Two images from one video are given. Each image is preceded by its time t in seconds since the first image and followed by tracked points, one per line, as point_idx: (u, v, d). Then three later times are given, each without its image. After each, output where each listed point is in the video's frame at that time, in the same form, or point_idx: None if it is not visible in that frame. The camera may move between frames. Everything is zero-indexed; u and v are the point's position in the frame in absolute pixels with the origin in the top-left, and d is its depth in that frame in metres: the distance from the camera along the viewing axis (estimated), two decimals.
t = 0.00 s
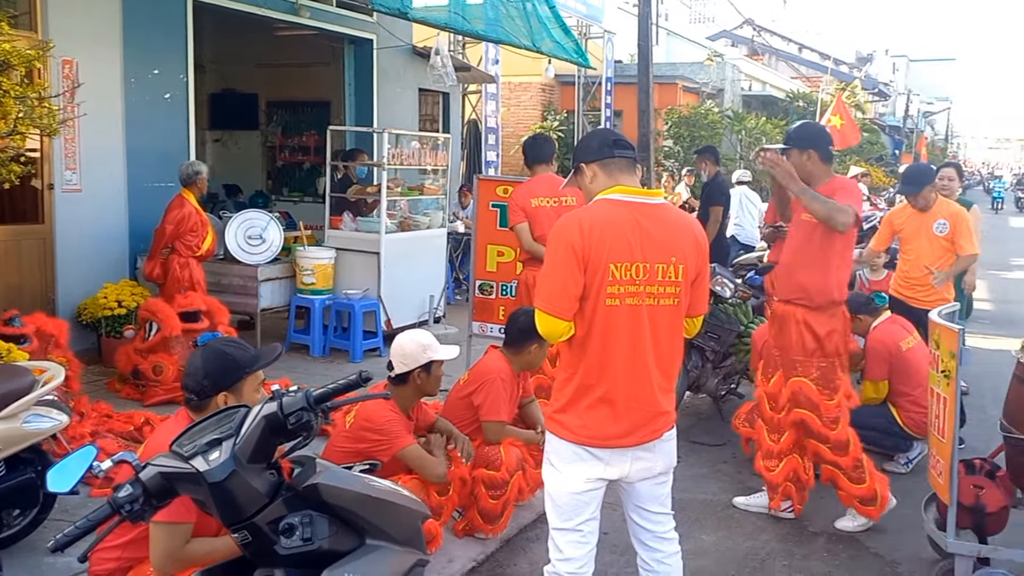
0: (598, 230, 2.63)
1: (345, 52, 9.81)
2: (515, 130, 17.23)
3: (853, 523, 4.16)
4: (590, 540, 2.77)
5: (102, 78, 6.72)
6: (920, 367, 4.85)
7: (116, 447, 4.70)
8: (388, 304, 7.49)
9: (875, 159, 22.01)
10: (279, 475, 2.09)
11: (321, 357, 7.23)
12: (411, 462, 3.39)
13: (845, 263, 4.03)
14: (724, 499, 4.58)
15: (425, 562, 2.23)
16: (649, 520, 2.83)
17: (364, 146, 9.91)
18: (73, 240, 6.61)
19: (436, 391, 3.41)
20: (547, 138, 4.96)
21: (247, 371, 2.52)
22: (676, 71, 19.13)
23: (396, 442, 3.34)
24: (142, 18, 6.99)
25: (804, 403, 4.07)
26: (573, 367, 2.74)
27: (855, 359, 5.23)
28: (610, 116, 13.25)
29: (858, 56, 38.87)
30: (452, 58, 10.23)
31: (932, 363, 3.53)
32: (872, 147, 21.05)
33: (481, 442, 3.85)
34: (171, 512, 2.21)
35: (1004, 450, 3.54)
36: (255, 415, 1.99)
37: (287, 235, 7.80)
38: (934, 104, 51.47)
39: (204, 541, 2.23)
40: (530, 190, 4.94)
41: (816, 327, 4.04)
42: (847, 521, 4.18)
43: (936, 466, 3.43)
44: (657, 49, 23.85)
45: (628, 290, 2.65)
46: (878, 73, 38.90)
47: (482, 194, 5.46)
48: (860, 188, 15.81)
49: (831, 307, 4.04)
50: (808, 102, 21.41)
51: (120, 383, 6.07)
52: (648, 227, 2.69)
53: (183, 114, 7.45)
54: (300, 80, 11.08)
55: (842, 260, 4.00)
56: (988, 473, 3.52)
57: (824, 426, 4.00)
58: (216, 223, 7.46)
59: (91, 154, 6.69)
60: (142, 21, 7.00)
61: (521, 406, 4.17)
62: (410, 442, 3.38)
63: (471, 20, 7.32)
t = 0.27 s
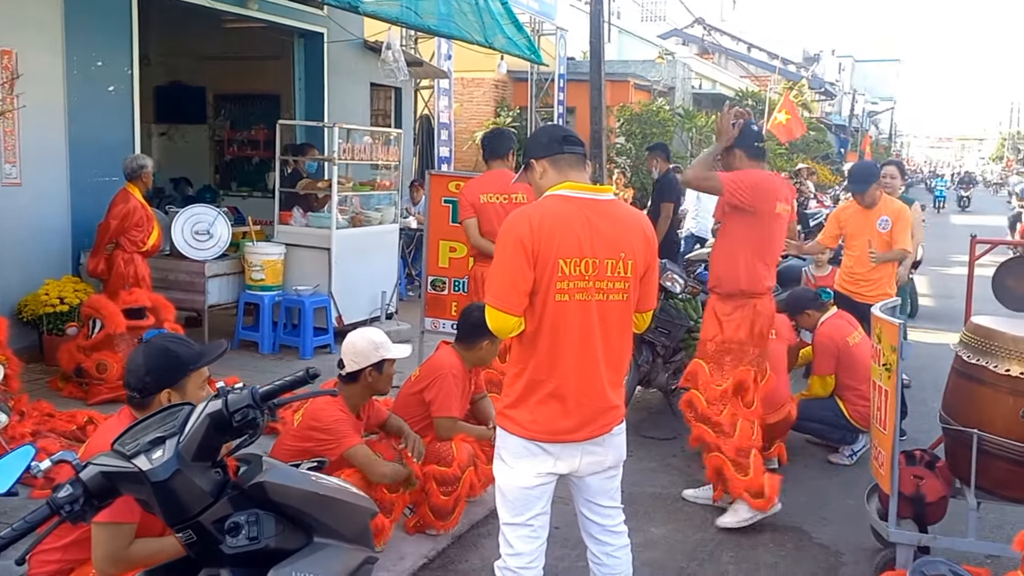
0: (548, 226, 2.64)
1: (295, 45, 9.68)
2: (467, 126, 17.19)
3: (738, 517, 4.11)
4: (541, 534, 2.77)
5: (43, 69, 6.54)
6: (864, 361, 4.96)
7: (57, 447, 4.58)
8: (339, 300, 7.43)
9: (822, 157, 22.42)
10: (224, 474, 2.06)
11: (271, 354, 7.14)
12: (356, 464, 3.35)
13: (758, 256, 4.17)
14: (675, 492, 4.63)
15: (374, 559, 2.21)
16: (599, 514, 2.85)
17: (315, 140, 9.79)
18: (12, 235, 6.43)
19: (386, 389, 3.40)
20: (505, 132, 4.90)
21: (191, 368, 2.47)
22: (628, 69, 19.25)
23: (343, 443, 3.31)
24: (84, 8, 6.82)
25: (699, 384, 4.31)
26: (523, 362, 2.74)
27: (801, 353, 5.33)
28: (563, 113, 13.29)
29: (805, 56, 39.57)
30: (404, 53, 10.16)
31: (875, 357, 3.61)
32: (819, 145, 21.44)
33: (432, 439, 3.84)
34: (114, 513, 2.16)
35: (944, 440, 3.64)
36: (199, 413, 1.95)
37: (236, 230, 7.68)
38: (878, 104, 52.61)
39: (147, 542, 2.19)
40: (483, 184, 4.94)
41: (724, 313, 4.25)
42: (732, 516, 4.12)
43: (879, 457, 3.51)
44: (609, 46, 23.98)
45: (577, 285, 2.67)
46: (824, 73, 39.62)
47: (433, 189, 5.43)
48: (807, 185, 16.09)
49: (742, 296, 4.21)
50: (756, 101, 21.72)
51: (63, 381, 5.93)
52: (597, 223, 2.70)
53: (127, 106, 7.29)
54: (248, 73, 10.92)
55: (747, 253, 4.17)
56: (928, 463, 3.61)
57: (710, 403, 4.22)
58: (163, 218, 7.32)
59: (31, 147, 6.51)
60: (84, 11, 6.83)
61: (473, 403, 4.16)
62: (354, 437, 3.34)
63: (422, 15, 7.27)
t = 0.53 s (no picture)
0: (518, 226, 2.64)
1: (265, 45, 9.61)
2: (440, 127, 17.16)
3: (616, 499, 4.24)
4: (512, 535, 2.77)
5: (7, 67, 6.44)
6: (832, 361, 5.02)
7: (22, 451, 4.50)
8: (310, 302, 7.38)
9: (791, 159, 22.65)
10: (191, 476, 2.02)
11: (241, 356, 7.07)
12: (327, 470, 3.33)
13: (701, 255, 4.10)
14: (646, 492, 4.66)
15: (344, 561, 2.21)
16: (570, 514, 2.86)
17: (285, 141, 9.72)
18: None
19: (353, 393, 3.38)
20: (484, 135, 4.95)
21: (158, 370, 2.45)
22: (600, 71, 19.32)
23: (310, 451, 3.28)
24: (49, 5, 6.72)
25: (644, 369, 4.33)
26: (493, 362, 2.74)
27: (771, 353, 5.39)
28: (535, 114, 13.31)
29: (774, 59, 39.96)
30: (375, 53, 10.12)
31: (842, 357, 3.65)
32: (788, 148, 21.66)
33: (404, 441, 3.82)
34: (78, 517, 2.13)
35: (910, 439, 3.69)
36: (166, 415, 1.93)
37: (205, 231, 7.61)
38: (846, 107, 53.25)
39: (113, 546, 2.17)
40: (456, 183, 4.93)
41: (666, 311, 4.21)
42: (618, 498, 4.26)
43: (846, 455, 3.55)
44: (581, 48, 24.05)
45: (548, 286, 2.67)
46: (793, 76, 40.03)
47: (405, 190, 5.41)
48: (776, 187, 16.24)
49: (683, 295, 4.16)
50: (727, 104, 21.90)
51: (28, 384, 5.85)
52: (567, 223, 2.71)
53: (94, 105, 7.19)
54: (217, 72, 10.83)
55: (687, 251, 4.13)
56: (894, 461, 3.66)
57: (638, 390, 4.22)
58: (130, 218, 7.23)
59: None
60: (50, 8, 6.73)
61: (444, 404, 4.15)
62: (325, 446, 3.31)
63: (393, 15, 7.25)
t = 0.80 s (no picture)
0: (502, 226, 2.64)
1: (248, 45, 9.57)
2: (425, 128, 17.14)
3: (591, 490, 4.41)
4: (496, 536, 2.77)
5: None
6: (815, 361, 5.04)
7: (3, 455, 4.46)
8: (294, 302, 7.35)
9: (774, 161, 22.77)
10: (173, 478, 2.01)
11: (224, 358, 7.03)
12: (306, 475, 3.32)
13: (656, 257, 4.15)
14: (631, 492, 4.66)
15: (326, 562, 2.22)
16: (554, 515, 2.86)
17: (269, 141, 9.68)
18: None
19: (333, 395, 3.38)
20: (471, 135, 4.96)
21: (139, 372, 2.43)
22: (585, 72, 19.35)
23: (291, 455, 3.27)
24: (29, 5, 6.67)
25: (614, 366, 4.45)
26: (477, 362, 2.74)
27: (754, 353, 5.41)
28: (521, 115, 13.31)
29: (758, 61, 40.16)
30: (359, 53, 10.10)
31: (825, 357, 3.67)
32: (772, 149, 21.78)
33: (387, 442, 3.81)
34: (58, 520, 2.11)
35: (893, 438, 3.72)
36: (147, 416, 1.92)
37: (188, 232, 7.57)
38: (830, 109, 53.61)
39: (95, 547, 2.16)
40: (441, 182, 4.93)
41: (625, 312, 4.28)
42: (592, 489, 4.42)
43: (828, 454, 3.57)
44: (566, 50, 24.09)
45: (532, 286, 2.67)
46: (777, 78, 40.26)
47: (389, 191, 5.39)
48: (760, 188, 16.33)
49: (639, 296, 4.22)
50: (711, 105, 21.98)
51: (9, 386, 5.82)
52: (551, 223, 2.71)
53: (76, 106, 7.14)
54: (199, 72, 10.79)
55: (644, 252, 4.18)
56: (876, 461, 3.69)
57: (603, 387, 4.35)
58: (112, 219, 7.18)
59: None
60: (30, 7, 6.68)
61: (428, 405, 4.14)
62: (304, 452, 3.31)
63: (377, 16, 7.23)
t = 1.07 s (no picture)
0: (486, 225, 2.64)
1: (233, 43, 9.52)
2: (411, 126, 17.10)
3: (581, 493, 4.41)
4: (481, 535, 2.77)
5: None
6: (799, 358, 5.07)
7: None
8: (279, 302, 7.32)
9: (760, 159, 22.85)
10: (155, 479, 2.00)
11: (209, 357, 7.00)
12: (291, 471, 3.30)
13: (613, 255, 4.19)
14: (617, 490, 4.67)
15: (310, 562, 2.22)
16: (539, 513, 2.86)
17: (254, 139, 9.64)
18: None
19: (318, 392, 3.36)
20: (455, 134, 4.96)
21: (122, 372, 2.41)
22: (572, 70, 19.34)
23: (275, 448, 3.26)
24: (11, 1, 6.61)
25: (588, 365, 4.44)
26: (462, 361, 2.74)
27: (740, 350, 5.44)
28: (507, 113, 13.30)
29: (744, 60, 40.29)
30: (344, 51, 10.06)
31: (808, 354, 3.69)
32: (757, 147, 21.84)
33: (372, 441, 3.80)
34: (40, 522, 2.09)
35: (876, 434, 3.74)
36: (129, 417, 1.91)
37: (172, 231, 7.52)
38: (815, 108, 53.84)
39: (76, 549, 2.14)
40: (428, 180, 4.93)
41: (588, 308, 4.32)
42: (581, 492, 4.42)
43: (812, 451, 3.59)
44: (552, 48, 24.09)
45: (516, 285, 2.67)
46: (762, 77, 40.39)
47: (374, 190, 5.38)
48: (746, 186, 16.38)
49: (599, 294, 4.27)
50: (697, 103, 22.02)
51: None
52: (536, 222, 2.71)
53: (59, 104, 7.09)
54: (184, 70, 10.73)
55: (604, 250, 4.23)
56: (859, 457, 3.71)
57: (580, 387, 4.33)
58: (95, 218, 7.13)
59: None
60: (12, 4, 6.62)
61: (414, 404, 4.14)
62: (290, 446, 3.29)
63: (363, 14, 7.21)
